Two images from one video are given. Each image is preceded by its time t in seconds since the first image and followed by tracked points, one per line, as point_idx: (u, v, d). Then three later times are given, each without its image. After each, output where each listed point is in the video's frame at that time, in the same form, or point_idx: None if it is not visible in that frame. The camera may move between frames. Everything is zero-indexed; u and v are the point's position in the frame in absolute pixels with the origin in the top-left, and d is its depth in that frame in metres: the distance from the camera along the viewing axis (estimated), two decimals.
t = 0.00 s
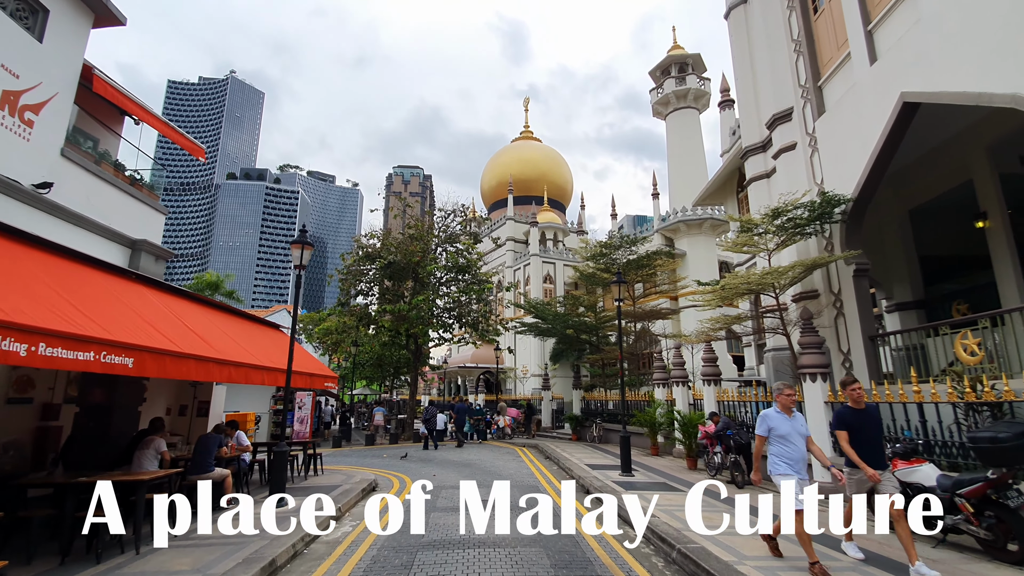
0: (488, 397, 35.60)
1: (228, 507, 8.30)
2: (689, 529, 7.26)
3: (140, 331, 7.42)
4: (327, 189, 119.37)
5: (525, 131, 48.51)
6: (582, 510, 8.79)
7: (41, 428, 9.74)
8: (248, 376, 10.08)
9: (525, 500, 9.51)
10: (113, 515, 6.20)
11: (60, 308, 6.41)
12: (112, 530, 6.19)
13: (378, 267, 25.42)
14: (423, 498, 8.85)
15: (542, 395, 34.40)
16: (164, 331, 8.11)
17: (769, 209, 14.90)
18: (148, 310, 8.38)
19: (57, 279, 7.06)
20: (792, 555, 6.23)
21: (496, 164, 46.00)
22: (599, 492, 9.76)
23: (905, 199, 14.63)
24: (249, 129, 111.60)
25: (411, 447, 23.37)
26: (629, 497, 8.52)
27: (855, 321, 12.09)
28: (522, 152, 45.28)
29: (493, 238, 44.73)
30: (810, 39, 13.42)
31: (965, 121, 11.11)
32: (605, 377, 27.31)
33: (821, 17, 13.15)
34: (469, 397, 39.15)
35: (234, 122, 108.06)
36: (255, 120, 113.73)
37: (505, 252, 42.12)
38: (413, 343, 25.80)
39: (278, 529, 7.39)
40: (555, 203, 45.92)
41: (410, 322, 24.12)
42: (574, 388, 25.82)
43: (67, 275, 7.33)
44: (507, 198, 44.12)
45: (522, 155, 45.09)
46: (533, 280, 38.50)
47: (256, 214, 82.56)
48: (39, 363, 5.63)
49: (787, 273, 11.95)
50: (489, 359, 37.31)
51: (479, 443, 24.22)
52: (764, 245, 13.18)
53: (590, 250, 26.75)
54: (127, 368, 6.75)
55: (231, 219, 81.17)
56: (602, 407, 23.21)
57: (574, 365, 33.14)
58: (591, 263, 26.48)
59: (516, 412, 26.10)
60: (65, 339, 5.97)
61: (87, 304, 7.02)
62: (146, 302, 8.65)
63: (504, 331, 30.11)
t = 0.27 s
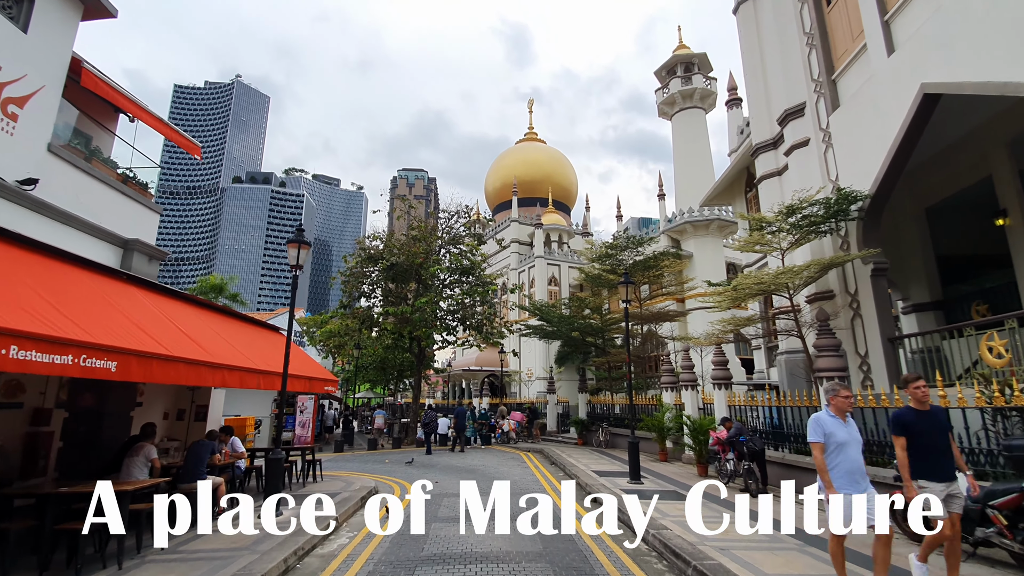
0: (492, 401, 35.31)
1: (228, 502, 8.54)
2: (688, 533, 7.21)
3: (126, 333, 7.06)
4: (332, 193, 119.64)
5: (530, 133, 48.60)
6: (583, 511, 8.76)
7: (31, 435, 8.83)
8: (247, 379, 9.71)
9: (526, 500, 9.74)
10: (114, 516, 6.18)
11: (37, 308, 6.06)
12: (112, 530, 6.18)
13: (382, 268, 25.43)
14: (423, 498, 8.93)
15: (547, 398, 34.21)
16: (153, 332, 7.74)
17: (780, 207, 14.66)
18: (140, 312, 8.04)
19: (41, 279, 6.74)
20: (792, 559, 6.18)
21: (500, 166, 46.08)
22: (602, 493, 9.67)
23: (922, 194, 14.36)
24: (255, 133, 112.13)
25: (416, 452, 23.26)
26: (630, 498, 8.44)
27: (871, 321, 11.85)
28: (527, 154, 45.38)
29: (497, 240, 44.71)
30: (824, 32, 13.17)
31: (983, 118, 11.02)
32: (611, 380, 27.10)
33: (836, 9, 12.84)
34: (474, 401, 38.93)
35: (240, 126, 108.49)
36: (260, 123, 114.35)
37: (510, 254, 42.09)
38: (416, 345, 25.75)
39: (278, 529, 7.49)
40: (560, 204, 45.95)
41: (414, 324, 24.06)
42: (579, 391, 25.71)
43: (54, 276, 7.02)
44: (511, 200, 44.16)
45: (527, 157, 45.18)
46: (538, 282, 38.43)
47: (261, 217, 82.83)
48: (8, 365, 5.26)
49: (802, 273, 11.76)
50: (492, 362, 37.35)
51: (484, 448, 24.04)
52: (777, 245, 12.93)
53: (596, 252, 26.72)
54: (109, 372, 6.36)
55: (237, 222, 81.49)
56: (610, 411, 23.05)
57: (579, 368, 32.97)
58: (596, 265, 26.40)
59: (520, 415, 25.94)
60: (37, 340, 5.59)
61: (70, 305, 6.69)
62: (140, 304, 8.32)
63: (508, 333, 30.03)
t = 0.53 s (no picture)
0: (496, 414, 34.83)
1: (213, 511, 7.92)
2: (690, 545, 7.11)
3: (110, 344, 6.63)
4: (337, 205, 120.38)
5: (534, 144, 48.89)
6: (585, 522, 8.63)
7: (18, 448, 8.31)
8: (238, 394, 9.24)
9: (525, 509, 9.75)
10: (113, 516, 6.16)
11: (14, 317, 5.63)
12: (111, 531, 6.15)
13: (384, 278, 25.38)
14: (424, 496, 9.07)
15: (551, 411, 33.89)
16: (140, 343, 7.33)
17: (792, 216, 14.38)
18: (126, 323, 7.63)
19: (20, 288, 6.34)
20: (797, 572, 6.09)
21: (505, 177, 46.39)
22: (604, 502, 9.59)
23: (938, 201, 13.68)
24: (262, 145, 113.19)
25: (418, 464, 23.04)
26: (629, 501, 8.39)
27: (887, 333, 11.51)
28: (531, 164, 45.66)
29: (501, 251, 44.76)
30: (833, 40, 13.00)
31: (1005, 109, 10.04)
32: (617, 394, 26.81)
33: (844, 16, 12.70)
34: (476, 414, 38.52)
35: (246, 139, 109.25)
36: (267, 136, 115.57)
37: (514, 265, 42.11)
38: (419, 356, 25.67)
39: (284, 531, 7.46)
40: (564, 215, 46.04)
41: (417, 335, 23.92)
42: (583, 404, 25.49)
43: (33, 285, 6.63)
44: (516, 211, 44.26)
45: (531, 167, 45.48)
46: (542, 293, 38.35)
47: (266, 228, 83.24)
48: None
49: (814, 284, 11.34)
50: (495, 375, 36.96)
51: (487, 463, 23.73)
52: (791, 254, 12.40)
53: (602, 262, 26.52)
54: (88, 384, 5.90)
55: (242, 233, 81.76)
56: (615, 424, 22.81)
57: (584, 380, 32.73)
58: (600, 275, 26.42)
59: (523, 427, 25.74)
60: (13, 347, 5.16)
61: (50, 314, 6.27)
62: (125, 316, 7.91)
63: (512, 344, 29.86)
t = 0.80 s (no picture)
0: (497, 437, 34.69)
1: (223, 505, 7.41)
2: (692, 544, 7.40)
3: (206, 373, 6.35)
4: (340, 229, 121.81)
5: (535, 170, 50.12)
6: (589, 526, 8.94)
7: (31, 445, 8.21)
8: (307, 424, 8.90)
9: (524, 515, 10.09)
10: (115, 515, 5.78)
11: (120, 347, 5.37)
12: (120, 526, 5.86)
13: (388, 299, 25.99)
14: (424, 496, 9.35)
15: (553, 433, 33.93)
16: (230, 374, 7.02)
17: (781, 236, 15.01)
18: (213, 354, 7.35)
19: (122, 316, 6.13)
20: (771, 561, 6.49)
21: (507, 201, 47.46)
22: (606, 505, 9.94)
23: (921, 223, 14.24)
24: (268, 170, 115.20)
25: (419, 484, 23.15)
26: (628, 497, 8.81)
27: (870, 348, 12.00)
28: (533, 189, 46.78)
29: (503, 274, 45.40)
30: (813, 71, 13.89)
31: (968, 208, 9.37)
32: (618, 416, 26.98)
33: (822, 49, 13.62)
34: (478, 437, 38.41)
35: (253, 163, 111.28)
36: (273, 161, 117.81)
37: (516, 287, 42.69)
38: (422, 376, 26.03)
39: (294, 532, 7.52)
40: (565, 238, 46.91)
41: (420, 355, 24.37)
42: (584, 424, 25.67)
43: (135, 311, 6.43)
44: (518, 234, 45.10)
45: (533, 191, 46.59)
46: (543, 315, 38.79)
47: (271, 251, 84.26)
48: (104, 409, 4.59)
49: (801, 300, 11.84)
50: (497, 399, 35.94)
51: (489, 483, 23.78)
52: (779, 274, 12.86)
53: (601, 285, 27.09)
54: (195, 415, 5.62)
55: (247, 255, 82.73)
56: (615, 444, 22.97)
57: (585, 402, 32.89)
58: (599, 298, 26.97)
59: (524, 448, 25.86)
60: (127, 379, 4.89)
61: (150, 342, 6.00)
62: (212, 345, 7.66)
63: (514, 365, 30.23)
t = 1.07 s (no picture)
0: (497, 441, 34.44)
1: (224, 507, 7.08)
2: (701, 555, 7.12)
3: (196, 376, 6.09)
4: (341, 232, 121.76)
5: (537, 172, 49.98)
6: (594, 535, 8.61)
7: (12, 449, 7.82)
8: (302, 428, 8.66)
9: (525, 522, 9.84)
10: (112, 516, 5.41)
11: (104, 349, 5.09)
12: (112, 531, 5.44)
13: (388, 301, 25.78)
14: (424, 495, 9.19)
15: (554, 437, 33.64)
16: (221, 376, 6.76)
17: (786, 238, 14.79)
18: (204, 356, 7.09)
19: (109, 317, 5.88)
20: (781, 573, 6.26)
21: (508, 203, 47.30)
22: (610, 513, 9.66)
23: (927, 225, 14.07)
24: (269, 173, 115.21)
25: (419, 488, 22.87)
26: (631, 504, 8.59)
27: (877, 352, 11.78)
28: (534, 192, 46.61)
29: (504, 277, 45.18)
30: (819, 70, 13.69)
31: (981, 209, 9.14)
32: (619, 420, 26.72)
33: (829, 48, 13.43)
34: (478, 441, 38.11)
35: (254, 166, 111.32)
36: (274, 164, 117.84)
37: (517, 290, 42.45)
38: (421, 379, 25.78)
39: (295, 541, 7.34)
40: (566, 241, 46.73)
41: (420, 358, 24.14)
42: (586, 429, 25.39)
43: (124, 310, 6.22)
44: (519, 237, 44.90)
45: (534, 194, 46.43)
46: (545, 318, 38.53)
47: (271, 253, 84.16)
48: (83, 414, 4.27)
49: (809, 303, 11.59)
50: (498, 403, 35.55)
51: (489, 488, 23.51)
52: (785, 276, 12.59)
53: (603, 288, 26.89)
54: (184, 421, 5.33)
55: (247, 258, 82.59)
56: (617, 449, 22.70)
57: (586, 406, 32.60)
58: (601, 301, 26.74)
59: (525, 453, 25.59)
60: (111, 381, 4.60)
61: (137, 344, 5.72)
62: (203, 347, 7.40)
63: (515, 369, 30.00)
